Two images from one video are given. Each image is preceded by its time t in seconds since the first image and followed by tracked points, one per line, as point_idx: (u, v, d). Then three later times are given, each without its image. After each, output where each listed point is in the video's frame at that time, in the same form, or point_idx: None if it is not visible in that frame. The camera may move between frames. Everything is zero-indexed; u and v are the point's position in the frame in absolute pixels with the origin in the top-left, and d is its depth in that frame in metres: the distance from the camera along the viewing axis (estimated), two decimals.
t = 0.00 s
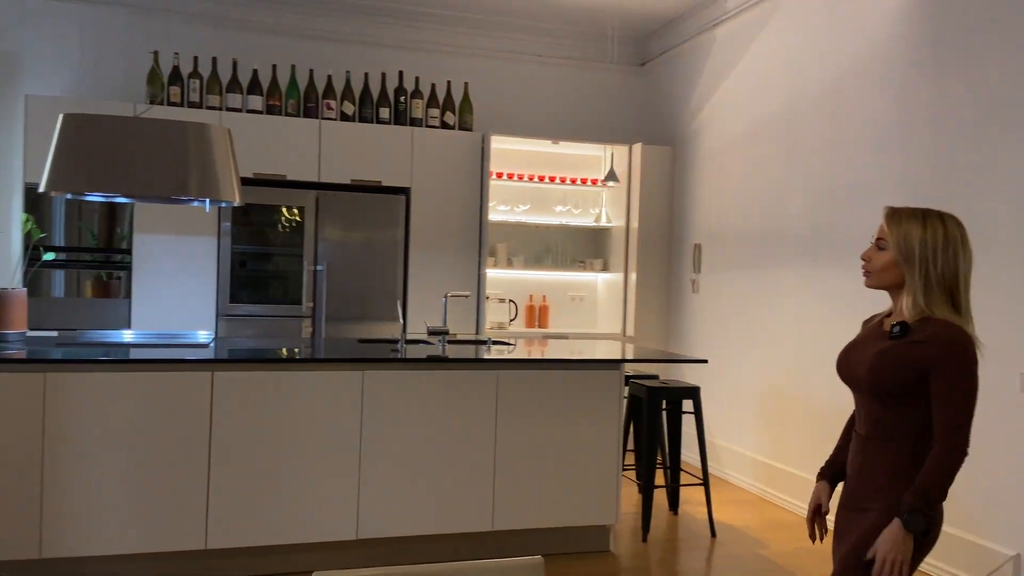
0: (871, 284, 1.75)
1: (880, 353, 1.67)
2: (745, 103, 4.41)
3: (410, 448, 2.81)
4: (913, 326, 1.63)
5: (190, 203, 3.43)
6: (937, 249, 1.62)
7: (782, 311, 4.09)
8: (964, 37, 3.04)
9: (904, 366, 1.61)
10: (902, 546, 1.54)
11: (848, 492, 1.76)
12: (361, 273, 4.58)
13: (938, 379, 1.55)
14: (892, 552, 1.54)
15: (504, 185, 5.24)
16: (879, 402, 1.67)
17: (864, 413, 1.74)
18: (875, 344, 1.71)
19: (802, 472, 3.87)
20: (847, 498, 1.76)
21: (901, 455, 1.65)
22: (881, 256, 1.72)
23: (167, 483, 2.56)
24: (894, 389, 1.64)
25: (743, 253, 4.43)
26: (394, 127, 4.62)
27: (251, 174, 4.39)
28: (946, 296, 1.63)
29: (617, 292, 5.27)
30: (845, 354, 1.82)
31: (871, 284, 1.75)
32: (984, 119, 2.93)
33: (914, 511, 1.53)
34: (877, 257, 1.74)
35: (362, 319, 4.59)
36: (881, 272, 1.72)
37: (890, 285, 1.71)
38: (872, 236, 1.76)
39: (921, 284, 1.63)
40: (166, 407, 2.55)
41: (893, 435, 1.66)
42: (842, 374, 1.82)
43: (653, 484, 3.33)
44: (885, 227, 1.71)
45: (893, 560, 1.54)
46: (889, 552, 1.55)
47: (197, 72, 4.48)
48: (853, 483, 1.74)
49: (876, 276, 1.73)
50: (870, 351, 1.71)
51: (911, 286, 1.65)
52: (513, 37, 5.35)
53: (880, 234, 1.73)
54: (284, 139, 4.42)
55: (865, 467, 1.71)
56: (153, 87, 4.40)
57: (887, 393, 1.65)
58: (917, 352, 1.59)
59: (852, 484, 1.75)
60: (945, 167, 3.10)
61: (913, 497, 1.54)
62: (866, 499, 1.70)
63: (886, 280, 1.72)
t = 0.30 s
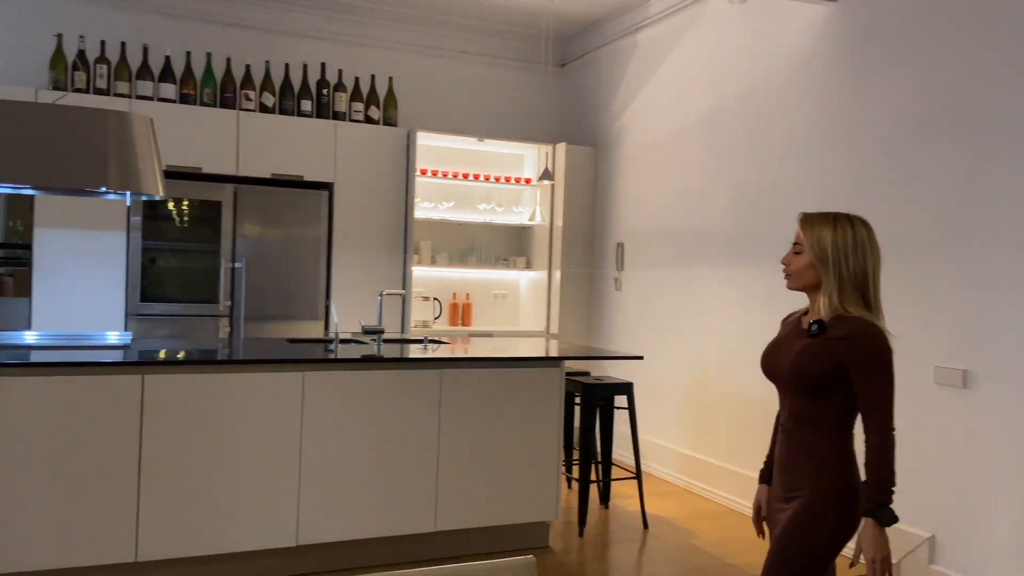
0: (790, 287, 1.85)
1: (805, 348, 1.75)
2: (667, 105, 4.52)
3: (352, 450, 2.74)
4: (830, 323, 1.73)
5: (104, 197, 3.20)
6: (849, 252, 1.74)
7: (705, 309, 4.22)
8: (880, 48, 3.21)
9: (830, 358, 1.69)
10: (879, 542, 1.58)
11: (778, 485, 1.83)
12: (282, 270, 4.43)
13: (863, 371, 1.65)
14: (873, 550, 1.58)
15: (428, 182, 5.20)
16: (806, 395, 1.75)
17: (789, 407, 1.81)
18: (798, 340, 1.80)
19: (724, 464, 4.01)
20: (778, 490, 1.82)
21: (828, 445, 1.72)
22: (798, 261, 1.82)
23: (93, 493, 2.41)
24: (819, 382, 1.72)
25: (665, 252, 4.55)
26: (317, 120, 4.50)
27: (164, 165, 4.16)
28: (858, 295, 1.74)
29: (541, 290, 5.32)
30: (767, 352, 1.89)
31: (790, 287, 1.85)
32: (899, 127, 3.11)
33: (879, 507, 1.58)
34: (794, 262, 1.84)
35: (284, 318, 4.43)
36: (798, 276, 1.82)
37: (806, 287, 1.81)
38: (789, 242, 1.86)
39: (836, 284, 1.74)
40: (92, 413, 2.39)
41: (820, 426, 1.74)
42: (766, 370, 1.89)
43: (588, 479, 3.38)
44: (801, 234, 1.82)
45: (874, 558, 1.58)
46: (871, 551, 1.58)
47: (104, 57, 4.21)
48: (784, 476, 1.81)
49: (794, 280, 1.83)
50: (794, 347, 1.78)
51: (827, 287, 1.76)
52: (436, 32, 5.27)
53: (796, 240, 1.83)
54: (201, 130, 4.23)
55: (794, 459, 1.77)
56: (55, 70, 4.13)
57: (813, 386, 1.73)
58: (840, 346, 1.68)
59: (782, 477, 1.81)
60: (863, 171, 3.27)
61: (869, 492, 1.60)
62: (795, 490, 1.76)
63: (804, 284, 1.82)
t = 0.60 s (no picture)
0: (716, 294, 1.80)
1: (721, 350, 1.76)
2: (595, 106, 4.59)
3: (297, 454, 2.67)
4: (756, 324, 1.73)
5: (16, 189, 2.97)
6: (774, 257, 1.72)
7: (634, 307, 4.31)
8: (805, 58, 3.35)
9: (744, 362, 1.71)
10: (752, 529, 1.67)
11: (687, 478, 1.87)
12: (203, 268, 4.23)
13: (778, 375, 1.68)
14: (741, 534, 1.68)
15: (355, 179, 5.13)
16: (717, 396, 1.77)
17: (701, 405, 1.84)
18: (716, 342, 1.78)
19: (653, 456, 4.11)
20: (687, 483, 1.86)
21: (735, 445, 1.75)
22: (725, 270, 1.75)
23: (21, 508, 2.25)
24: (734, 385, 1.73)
25: (594, 251, 4.63)
26: (240, 112, 4.33)
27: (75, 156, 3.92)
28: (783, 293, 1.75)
29: (469, 289, 5.32)
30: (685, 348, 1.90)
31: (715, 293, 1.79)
32: (823, 134, 3.27)
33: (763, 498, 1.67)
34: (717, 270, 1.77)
35: (207, 318, 4.24)
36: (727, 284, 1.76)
37: (734, 295, 1.76)
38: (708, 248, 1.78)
39: (766, 289, 1.73)
40: (20, 422, 2.23)
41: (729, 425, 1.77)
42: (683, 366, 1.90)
43: (530, 476, 3.40)
44: (723, 242, 1.74)
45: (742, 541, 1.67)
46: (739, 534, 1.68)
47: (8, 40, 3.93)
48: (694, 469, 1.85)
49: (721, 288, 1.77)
50: (711, 348, 1.78)
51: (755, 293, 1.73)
52: (362, 26, 5.17)
53: (719, 249, 1.75)
54: (116, 120, 4.00)
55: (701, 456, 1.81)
56: None
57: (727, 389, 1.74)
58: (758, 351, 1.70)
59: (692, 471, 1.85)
60: (788, 175, 3.42)
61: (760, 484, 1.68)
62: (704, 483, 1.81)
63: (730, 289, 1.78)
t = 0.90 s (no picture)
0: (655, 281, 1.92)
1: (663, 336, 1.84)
2: (533, 102, 4.61)
3: (247, 455, 2.57)
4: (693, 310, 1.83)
5: None
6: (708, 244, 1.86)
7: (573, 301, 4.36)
8: (744, 60, 3.47)
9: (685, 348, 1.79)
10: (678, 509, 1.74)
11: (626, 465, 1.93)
12: (126, 261, 4.00)
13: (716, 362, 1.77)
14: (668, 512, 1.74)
15: (284, 170, 4.97)
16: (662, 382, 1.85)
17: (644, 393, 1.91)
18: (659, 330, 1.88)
19: (591, 448, 4.16)
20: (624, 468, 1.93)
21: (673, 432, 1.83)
22: (662, 257, 1.89)
23: None
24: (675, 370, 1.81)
25: (531, 246, 4.65)
26: (165, 99, 4.11)
27: None
28: (717, 281, 1.87)
29: (402, 284, 5.27)
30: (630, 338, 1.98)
31: (654, 281, 1.91)
32: (762, 133, 3.38)
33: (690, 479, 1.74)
34: (656, 257, 1.91)
35: (130, 314, 4.01)
36: (665, 270, 1.89)
37: (672, 282, 1.89)
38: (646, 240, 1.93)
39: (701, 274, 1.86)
40: None
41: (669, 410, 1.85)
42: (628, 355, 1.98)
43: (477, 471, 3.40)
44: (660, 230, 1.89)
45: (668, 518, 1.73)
46: (665, 511, 1.74)
47: None
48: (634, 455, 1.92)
49: (659, 274, 1.90)
50: (653, 336, 1.87)
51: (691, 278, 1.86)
52: (292, 13, 5.01)
53: (656, 237, 1.90)
54: (31, 104, 3.75)
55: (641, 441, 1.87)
56: None
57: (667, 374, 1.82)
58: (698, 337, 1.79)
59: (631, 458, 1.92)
60: (727, 173, 3.52)
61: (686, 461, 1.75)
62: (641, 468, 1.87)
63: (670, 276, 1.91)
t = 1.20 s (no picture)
0: (614, 281, 1.92)
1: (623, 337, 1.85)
2: (481, 99, 4.59)
3: (207, 462, 2.47)
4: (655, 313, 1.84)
5: None
6: (668, 246, 1.88)
7: (522, 300, 4.37)
8: (694, 63, 3.55)
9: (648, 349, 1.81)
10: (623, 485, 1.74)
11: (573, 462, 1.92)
12: (55, 259, 3.77)
13: (680, 365, 1.80)
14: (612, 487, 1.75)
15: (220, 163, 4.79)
16: (616, 381, 1.86)
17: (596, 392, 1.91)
18: (618, 331, 1.88)
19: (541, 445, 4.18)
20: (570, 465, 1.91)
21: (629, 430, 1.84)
22: (623, 257, 1.89)
23: None
24: (637, 371, 1.82)
25: (478, 244, 4.64)
26: (97, 88, 3.89)
27: None
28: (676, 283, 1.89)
29: (344, 282, 5.17)
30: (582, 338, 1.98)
31: (612, 280, 1.91)
32: (715, 136, 3.46)
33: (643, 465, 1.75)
34: (615, 257, 1.91)
35: (58, 314, 3.78)
36: (625, 270, 1.90)
37: (631, 282, 1.90)
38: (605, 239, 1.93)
39: (661, 276, 1.87)
40: None
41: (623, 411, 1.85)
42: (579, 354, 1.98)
43: (435, 471, 3.36)
44: (620, 230, 1.89)
45: (612, 494, 1.74)
46: (608, 485, 1.74)
47: None
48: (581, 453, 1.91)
49: (619, 274, 1.90)
50: (611, 337, 1.87)
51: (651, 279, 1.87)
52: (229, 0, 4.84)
53: (617, 237, 1.90)
54: None
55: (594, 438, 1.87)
56: None
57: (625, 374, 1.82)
58: (663, 340, 1.80)
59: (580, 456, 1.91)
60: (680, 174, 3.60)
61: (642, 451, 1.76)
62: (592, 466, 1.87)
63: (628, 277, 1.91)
